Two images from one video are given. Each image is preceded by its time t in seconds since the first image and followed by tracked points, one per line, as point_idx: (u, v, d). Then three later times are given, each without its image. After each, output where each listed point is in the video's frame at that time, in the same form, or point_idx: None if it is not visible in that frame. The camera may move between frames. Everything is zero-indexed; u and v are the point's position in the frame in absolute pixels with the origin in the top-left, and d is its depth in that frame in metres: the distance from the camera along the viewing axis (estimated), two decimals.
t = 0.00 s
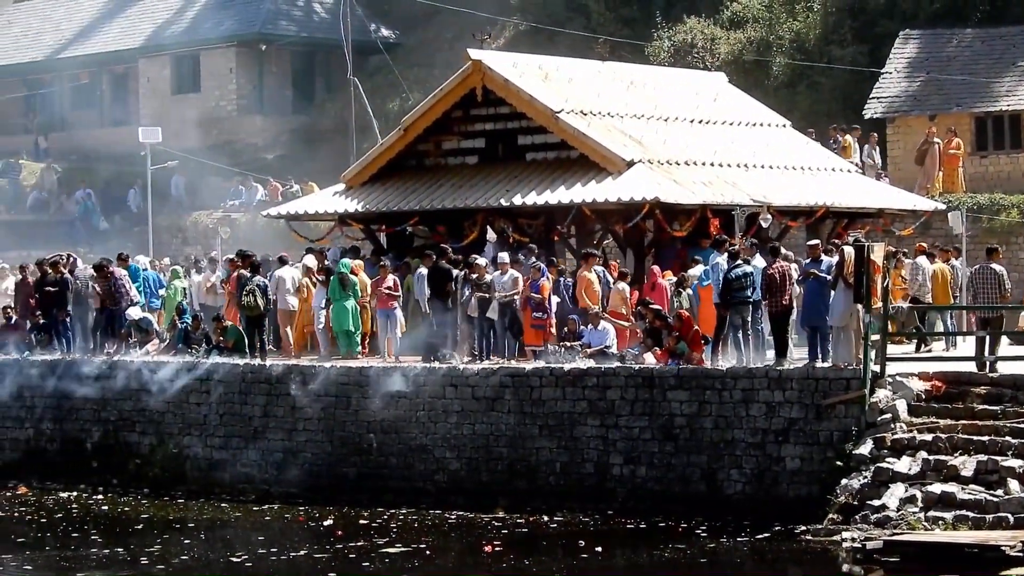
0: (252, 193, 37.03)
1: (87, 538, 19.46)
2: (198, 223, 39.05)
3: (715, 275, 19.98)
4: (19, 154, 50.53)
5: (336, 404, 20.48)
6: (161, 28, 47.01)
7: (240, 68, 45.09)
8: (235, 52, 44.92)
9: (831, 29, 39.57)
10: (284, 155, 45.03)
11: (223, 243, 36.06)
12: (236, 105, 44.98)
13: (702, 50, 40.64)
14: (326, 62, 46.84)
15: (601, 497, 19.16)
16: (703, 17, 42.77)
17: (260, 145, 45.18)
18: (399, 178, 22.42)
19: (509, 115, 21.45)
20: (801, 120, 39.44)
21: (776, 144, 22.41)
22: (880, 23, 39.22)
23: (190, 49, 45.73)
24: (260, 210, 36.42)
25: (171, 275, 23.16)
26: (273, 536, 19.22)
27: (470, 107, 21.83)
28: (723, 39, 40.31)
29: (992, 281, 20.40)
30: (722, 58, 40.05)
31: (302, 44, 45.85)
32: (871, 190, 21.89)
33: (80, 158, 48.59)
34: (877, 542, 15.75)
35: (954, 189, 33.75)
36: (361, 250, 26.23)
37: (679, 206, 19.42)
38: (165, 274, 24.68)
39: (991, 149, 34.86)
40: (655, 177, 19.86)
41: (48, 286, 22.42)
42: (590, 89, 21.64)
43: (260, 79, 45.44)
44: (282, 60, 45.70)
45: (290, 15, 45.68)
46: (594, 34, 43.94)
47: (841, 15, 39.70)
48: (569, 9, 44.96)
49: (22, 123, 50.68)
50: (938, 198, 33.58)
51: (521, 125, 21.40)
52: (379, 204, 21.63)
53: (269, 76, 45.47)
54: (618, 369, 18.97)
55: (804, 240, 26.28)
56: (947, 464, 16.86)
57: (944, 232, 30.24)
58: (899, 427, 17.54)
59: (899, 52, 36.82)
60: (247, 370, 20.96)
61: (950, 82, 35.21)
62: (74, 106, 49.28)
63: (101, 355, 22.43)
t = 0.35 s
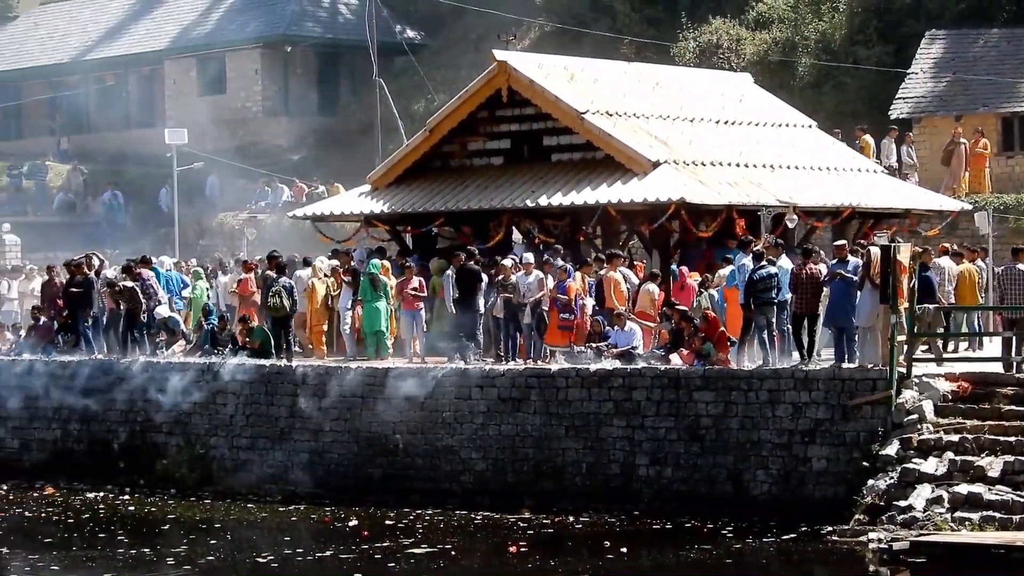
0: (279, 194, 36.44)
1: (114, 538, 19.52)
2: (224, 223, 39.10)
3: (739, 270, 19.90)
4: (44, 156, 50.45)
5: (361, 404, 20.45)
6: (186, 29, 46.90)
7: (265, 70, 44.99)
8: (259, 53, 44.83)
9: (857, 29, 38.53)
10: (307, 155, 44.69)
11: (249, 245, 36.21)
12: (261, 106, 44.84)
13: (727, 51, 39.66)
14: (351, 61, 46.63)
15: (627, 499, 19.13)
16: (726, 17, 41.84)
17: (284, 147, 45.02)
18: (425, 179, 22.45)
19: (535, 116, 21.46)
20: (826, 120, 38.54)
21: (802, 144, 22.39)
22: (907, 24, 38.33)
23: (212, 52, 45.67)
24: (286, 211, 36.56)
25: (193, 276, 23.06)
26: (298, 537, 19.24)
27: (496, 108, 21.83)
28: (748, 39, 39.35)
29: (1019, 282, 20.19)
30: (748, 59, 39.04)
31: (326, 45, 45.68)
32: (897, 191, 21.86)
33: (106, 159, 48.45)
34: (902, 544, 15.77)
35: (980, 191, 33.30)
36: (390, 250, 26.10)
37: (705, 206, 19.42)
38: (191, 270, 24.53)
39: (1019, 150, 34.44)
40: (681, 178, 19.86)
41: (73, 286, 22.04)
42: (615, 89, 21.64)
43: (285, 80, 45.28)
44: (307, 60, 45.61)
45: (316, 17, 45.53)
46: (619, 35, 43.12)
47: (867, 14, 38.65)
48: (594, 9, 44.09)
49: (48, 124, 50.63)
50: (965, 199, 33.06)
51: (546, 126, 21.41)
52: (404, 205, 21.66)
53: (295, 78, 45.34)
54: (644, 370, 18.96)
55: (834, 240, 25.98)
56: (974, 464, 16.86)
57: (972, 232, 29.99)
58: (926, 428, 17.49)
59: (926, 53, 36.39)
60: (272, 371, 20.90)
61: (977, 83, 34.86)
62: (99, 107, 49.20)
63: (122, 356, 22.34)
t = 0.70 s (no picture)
0: (307, 191, 36.93)
1: (143, 535, 19.56)
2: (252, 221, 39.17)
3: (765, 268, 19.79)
4: (72, 154, 49.84)
5: (388, 401, 20.44)
6: (215, 27, 46.33)
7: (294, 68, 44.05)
8: (288, 52, 43.93)
9: (886, 26, 37.26)
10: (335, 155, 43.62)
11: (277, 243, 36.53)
12: (289, 105, 44.01)
13: (755, 49, 38.31)
14: (378, 60, 45.62)
15: (655, 497, 19.10)
16: (755, 14, 40.81)
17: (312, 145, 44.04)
18: (453, 177, 22.48)
19: (563, 114, 21.46)
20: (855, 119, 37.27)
21: (830, 142, 22.38)
22: (935, 21, 37.40)
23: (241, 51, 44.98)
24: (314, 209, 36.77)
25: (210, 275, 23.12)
26: (326, 534, 19.26)
27: (524, 105, 21.84)
28: (777, 36, 37.93)
29: None
30: (775, 58, 37.54)
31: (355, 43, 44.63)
32: (924, 189, 21.84)
33: (133, 157, 47.91)
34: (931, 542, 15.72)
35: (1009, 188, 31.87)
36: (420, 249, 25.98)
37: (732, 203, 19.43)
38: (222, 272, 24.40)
39: None
40: (709, 175, 19.85)
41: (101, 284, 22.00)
42: (643, 87, 21.63)
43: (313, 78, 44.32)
44: (335, 58, 44.57)
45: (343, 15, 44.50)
46: (647, 33, 41.98)
47: (896, 11, 37.29)
48: (624, 7, 42.92)
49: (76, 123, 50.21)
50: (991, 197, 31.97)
51: (574, 124, 21.40)
52: (432, 203, 21.69)
53: (322, 76, 44.39)
54: (672, 368, 18.93)
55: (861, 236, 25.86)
56: (1003, 462, 16.82)
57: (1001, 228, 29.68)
58: (954, 426, 17.40)
59: (954, 49, 35.72)
60: (301, 370, 20.85)
61: (1005, 80, 34.02)
62: (127, 107, 48.73)
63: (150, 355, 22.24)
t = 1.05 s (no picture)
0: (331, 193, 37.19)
1: (164, 536, 19.57)
2: (273, 222, 39.24)
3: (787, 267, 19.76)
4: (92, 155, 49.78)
5: (410, 403, 20.38)
6: (240, 27, 46.21)
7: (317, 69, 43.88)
8: (311, 53, 43.78)
9: (909, 28, 36.74)
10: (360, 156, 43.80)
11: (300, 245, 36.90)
12: (311, 107, 43.87)
13: (779, 50, 38.48)
14: (402, 62, 45.34)
15: (677, 499, 19.04)
16: (777, 16, 40.64)
17: (335, 146, 43.90)
18: (476, 178, 22.48)
19: (586, 116, 21.45)
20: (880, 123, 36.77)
21: (853, 144, 22.36)
22: (959, 24, 36.67)
23: (264, 51, 44.86)
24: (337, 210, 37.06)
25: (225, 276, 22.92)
26: (347, 536, 19.27)
27: (547, 107, 21.84)
28: (800, 38, 37.85)
29: None
30: (797, 60, 37.47)
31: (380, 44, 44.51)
32: (947, 192, 21.80)
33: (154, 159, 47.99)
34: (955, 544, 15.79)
35: None
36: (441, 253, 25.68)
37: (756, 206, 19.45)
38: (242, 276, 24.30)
39: None
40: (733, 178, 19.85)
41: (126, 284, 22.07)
42: (666, 89, 21.62)
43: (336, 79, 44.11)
44: (359, 60, 44.37)
45: (366, 16, 44.40)
46: (670, 34, 41.80)
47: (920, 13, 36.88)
48: (646, 9, 42.80)
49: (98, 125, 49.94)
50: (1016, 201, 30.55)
51: (597, 126, 21.42)
52: (454, 205, 21.70)
53: (346, 78, 44.20)
54: (695, 370, 18.86)
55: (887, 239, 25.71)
56: None
57: None
58: (977, 429, 17.38)
59: (977, 52, 34.78)
60: (324, 372, 20.78)
61: None
62: (150, 108, 48.46)
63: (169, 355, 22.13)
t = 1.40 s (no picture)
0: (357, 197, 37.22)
1: (191, 540, 19.54)
2: (301, 227, 39.53)
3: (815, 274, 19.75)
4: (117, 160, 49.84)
5: (439, 409, 20.33)
6: (268, 33, 46.18)
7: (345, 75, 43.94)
8: (339, 59, 43.86)
9: (938, 34, 35.93)
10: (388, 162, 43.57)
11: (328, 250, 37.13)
12: (340, 111, 43.85)
13: (807, 57, 38.36)
14: (431, 67, 45.56)
15: (705, 505, 18.92)
16: (806, 22, 40.57)
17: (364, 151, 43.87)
18: (504, 184, 22.51)
19: (614, 122, 21.46)
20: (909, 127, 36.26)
21: (882, 151, 22.35)
22: (988, 31, 36.07)
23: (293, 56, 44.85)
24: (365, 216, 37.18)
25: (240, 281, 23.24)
26: (374, 540, 19.22)
27: (575, 113, 21.82)
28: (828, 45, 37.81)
29: None
30: (826, 67, 37.32)
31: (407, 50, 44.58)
32: (975, 199, 21.76)
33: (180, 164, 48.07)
34: (983, 553, 15.61)
35: None
36: (470, 259, 25.55)
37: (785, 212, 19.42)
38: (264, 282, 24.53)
39: None
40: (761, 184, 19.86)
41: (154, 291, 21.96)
42: (695, 95, 21.63)
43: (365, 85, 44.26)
44: (387, 67, 44.59)
45: (395, 22, 44.40)
46: (698, 40, 41.98)
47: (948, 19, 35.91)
48: (674, 14, 42.97)
49: (128, 129, 49.81)
50: None
51: (626, 132, 21.40)
52: (482, 211, 21.75)
53: (374, 83, 44.37)
54: (723, 377, 18.75)
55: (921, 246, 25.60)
56: None
57: None
58: (1006, 436, 17.01)
59: (1006, 59, 34.24)
60: (352, 377, 20.74)
61: None
62: (178, 114, 48.53)
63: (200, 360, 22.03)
